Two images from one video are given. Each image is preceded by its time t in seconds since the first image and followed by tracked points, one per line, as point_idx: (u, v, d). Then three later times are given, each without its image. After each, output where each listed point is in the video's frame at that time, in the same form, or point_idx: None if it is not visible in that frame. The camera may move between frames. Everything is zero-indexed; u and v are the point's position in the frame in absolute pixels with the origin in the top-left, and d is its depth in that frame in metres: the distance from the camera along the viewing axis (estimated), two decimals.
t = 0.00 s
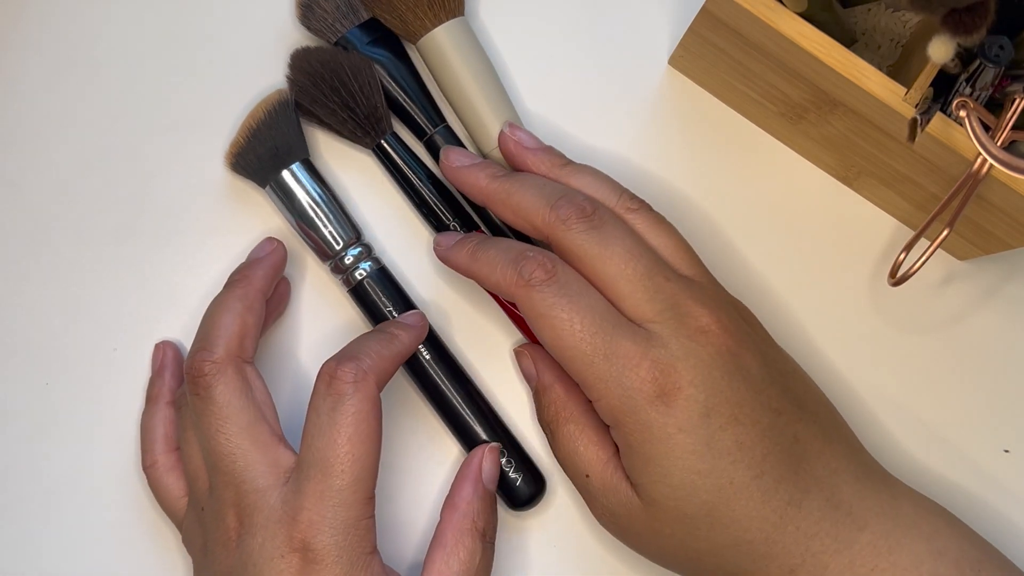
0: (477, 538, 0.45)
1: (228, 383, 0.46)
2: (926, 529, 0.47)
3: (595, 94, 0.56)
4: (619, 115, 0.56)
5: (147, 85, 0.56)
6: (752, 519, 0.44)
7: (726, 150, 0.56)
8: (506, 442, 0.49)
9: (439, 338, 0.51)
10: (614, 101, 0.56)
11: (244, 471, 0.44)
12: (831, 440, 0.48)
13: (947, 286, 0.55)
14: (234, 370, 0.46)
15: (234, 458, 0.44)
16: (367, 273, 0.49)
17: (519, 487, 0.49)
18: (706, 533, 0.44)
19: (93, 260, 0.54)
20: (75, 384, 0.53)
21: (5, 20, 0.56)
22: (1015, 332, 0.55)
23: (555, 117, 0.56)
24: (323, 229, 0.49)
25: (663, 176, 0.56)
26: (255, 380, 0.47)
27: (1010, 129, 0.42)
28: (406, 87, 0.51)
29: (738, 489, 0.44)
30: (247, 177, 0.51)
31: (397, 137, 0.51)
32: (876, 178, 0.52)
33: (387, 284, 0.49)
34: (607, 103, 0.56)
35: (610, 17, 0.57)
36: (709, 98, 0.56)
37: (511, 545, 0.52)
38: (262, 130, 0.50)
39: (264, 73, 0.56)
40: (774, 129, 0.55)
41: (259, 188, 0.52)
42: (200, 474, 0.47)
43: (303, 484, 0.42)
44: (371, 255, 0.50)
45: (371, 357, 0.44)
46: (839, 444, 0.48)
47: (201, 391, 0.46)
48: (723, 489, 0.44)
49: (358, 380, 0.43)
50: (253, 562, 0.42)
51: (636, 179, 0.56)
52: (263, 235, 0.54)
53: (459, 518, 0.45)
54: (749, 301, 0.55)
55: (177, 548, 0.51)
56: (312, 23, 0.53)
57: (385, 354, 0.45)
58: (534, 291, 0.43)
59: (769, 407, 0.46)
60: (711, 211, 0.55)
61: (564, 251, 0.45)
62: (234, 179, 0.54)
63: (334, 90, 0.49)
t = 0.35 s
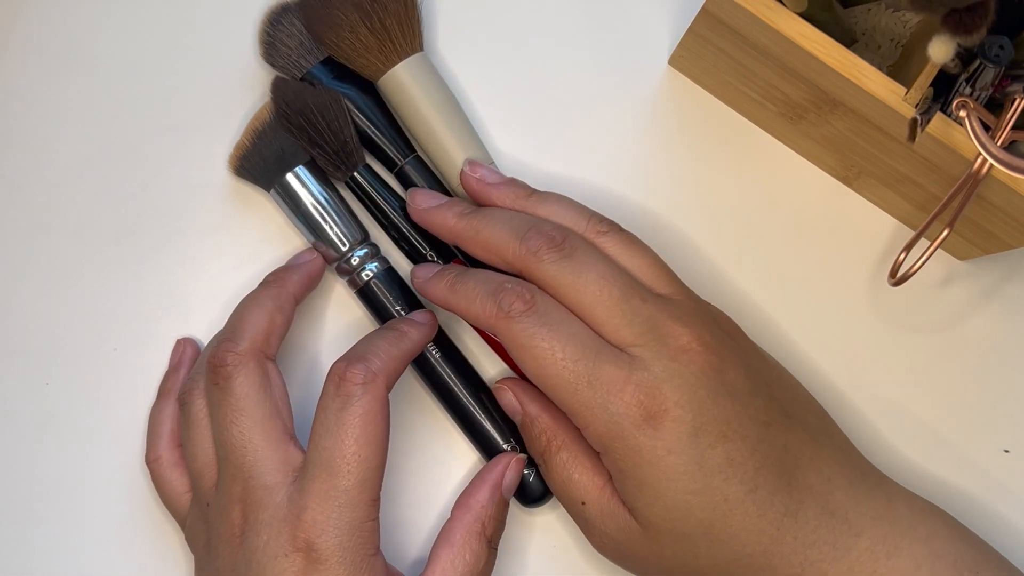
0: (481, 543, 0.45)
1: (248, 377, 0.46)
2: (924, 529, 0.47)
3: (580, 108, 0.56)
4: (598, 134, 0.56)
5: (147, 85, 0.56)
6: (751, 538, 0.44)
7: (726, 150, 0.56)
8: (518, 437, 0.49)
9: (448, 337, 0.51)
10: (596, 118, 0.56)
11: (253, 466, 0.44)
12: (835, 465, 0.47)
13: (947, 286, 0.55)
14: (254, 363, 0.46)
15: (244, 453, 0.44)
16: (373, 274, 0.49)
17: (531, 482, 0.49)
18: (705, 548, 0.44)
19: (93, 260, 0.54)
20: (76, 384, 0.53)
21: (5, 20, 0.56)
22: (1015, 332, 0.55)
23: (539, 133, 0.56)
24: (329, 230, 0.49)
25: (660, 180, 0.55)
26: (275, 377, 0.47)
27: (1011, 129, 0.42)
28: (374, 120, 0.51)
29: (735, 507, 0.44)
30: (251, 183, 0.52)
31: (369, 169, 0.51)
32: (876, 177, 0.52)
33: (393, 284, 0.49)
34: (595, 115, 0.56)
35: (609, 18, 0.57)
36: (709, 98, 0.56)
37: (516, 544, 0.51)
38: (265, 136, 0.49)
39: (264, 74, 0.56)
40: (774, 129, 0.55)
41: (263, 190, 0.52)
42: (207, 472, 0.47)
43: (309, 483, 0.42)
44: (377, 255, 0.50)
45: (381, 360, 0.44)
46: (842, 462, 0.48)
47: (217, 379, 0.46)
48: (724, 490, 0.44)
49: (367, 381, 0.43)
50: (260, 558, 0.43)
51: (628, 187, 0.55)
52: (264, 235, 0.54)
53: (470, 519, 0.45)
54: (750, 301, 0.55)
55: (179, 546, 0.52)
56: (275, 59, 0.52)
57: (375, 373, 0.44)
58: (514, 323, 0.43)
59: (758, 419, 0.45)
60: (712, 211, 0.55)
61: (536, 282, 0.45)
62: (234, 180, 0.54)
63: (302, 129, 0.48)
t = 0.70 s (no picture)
0: (471, 537, 0.45)
1: (227, 380, 0.45)
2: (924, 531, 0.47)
3: (579, 113, 0.56)
4: (598, 137, 0.56)
5: (148, 86, 0.56)
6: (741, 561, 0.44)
7: (726, 150, 0.56)
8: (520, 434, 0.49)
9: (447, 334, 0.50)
10: (594, 122, 0.56)
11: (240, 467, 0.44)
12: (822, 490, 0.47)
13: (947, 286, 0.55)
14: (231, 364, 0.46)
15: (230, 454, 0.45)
16: (372, 273, 0.49)
17: (532, 480, 0.49)
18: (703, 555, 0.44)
19: (93, 260, 0.54)
20: (75, 383, 0.53)
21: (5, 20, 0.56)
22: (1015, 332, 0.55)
23: (535, 136, 0.55)
24: (327, 230, 0.49)
25: (658, 183, 0.55)
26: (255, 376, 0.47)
27: (1011, 129, 0.42)
28: (379, 115, 0.50)
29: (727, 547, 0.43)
30: (248, 182, 0.52)
31: (373, 166, 0.51)
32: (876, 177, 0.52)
33: (392, 282, 0.49)
34: (592, 120, 0.56)
35: (610, 18, 0.57)
36: (709, 98, 0.56)
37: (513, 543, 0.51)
38: (262, 136, 0.49)
39: (265, 74, 0.56)
40: (774, 129, 0.55)
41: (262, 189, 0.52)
42: (196, 473, 0.47)
43: (294, 482, 0.43)
44: (376, 254, 0.50)
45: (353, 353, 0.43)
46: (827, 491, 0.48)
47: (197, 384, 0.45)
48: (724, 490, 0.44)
49: (343, 376, 0.43)
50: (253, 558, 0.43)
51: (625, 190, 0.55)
52: (264, 235, 0.54)
53: (460, 517, 0.45)
54: (750, 301, 0.55)
55: (178, 546, 0.52)
56: (283, 53, 0.52)
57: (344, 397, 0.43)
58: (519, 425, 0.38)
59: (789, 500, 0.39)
60: (711, 212, 0.55)
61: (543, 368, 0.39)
62: (233, 180, 0.54)
63: (301, 128, 0.49)
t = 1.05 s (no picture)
0: (466, 534, 0.44)
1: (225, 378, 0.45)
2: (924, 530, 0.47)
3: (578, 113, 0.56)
4: (598, 139, 0.56)
5: (147, 85, 0.56)
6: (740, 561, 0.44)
7: (726, 149, 0.56)
8: (521, 434, 0.49)
9: (446, 334, 0.50)
10: (593, 123, 0.56)
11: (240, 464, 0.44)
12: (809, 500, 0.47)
13: (947, 285, 0.55)
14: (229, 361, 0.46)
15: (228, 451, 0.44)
16: (372, 273, 0.49)
17: (532, 479, 0.49)
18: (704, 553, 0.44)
19: (92, 260, 0.54)
20: (74, 383, 0.53)
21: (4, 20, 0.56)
22: (1015, 332, 0.55)
23: (535, 136, 0.55)
24: (327, 229, 0.48)
25: (657, 183, 0.55)
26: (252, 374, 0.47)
27: (1011, 129, 0.43)
28: (379, 116, 0.50)
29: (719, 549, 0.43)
30: (248, 182, 0.52)
31: (372, 166, 0.51)
32: (875, 177, 0.52)
33: (392, 283, 0.49)
34: (592, 121, 0.56)
35: (609, 18, 0.57)
36: (708, 98, 0.56)
37: (514, 543, 0.51)
38: (262, 136, 0.49)
39: (264, 73, 0.56)
40: (774, 129, 0.55)
41: (261, 190, 0.52)
42: (197, 470, 0.47)
43: (292, 477, 0.42)
44: (376, 254, 0.50)
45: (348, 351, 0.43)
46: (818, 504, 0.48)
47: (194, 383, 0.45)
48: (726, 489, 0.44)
49: (338, 371, 0.42)
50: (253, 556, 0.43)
51: (624, 190, 0.55)
52: (263, 234, 0.54)
53: (455, 512, 0.45)
54: (749, 300, 0.55)
55: (178, 546, 0.51)
56: (283, 53, 0.52)
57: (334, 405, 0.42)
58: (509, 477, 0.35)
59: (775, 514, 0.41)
60: (711, 212, 0.55)
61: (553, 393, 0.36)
62: (233, 180, 0.54)
63: (301, 128, 0.48)
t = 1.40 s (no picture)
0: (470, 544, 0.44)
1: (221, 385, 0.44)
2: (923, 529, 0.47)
3: (577, 113, 0.56)
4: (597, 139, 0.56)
5: (147, 85, 0.55)
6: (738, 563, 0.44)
7: (725, 149, 0.56)
8: (520, 434, 0.49)
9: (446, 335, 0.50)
10: (593, 123, 0.56)
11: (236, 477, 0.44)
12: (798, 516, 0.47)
13: (946, 285, 0.55)
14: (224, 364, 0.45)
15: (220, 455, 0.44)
16: (372, 273, 0.48)
17: (532, 480, 0.49)
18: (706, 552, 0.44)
19: (92, 260, 0.54)
20: (75, 383, 0.53)
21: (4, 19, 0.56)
22: (1014, 332, 0.55)
23: (534, 136, 0.55)
24: (327, 229, 0.48)
25: (657, 183, 0.55)
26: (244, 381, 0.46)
27: (1011, 128, 0.43)
28: (379, 116, 0.50)
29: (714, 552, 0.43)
30: (248, 182, 0.52)
31: (372, 166, 0.51)
32: (875, 177, 0.52)
33: (393, 283, 0.48)
34: (591, 122, 0.56)
35: (608, 18, 0.57)
36: (708, 98, 0.56)
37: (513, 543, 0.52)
38: (262, 136, 0.49)
39: (264, 73, 0.56)
40: (774, 129, 0.55)
41: (261, 190, 0.52)
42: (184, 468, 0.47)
43: (279, 500, 0.42)
44: (376, 254, 0.49)
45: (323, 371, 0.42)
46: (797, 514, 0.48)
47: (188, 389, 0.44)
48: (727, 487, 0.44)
49: (311, 391, 0.41)
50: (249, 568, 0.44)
51: (624, 190, 0.55)
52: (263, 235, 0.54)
53: (459, 527, 0.44)
54: (749, 300, 0.55)
55: (179, 546, 0.51)
56: (282, 53, 0.52)
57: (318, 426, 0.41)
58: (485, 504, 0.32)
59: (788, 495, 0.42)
60: (709, 212, 0.55)
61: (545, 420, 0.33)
62: (233, 180, 0.54)
63: (300, 128, 0.48)
